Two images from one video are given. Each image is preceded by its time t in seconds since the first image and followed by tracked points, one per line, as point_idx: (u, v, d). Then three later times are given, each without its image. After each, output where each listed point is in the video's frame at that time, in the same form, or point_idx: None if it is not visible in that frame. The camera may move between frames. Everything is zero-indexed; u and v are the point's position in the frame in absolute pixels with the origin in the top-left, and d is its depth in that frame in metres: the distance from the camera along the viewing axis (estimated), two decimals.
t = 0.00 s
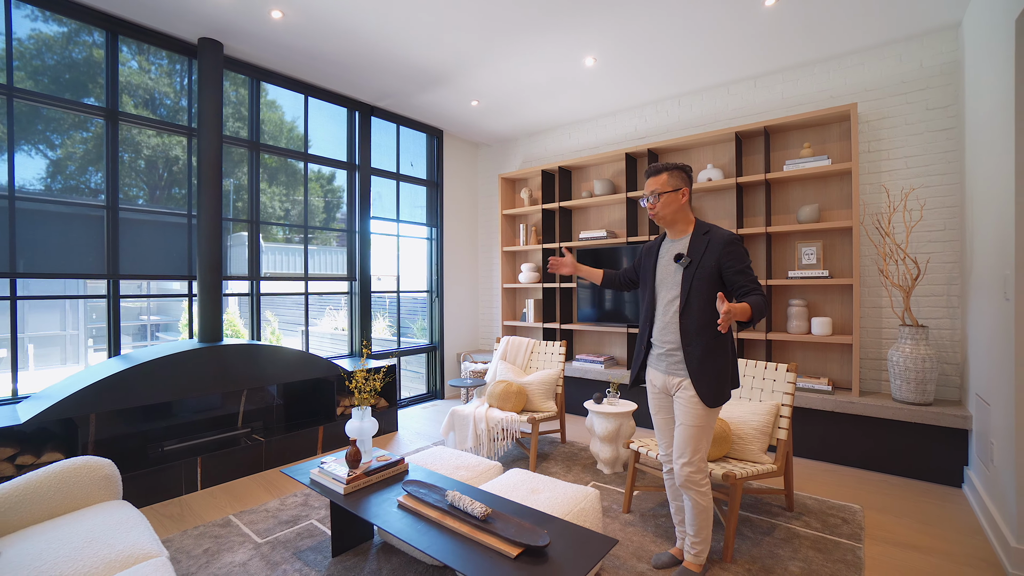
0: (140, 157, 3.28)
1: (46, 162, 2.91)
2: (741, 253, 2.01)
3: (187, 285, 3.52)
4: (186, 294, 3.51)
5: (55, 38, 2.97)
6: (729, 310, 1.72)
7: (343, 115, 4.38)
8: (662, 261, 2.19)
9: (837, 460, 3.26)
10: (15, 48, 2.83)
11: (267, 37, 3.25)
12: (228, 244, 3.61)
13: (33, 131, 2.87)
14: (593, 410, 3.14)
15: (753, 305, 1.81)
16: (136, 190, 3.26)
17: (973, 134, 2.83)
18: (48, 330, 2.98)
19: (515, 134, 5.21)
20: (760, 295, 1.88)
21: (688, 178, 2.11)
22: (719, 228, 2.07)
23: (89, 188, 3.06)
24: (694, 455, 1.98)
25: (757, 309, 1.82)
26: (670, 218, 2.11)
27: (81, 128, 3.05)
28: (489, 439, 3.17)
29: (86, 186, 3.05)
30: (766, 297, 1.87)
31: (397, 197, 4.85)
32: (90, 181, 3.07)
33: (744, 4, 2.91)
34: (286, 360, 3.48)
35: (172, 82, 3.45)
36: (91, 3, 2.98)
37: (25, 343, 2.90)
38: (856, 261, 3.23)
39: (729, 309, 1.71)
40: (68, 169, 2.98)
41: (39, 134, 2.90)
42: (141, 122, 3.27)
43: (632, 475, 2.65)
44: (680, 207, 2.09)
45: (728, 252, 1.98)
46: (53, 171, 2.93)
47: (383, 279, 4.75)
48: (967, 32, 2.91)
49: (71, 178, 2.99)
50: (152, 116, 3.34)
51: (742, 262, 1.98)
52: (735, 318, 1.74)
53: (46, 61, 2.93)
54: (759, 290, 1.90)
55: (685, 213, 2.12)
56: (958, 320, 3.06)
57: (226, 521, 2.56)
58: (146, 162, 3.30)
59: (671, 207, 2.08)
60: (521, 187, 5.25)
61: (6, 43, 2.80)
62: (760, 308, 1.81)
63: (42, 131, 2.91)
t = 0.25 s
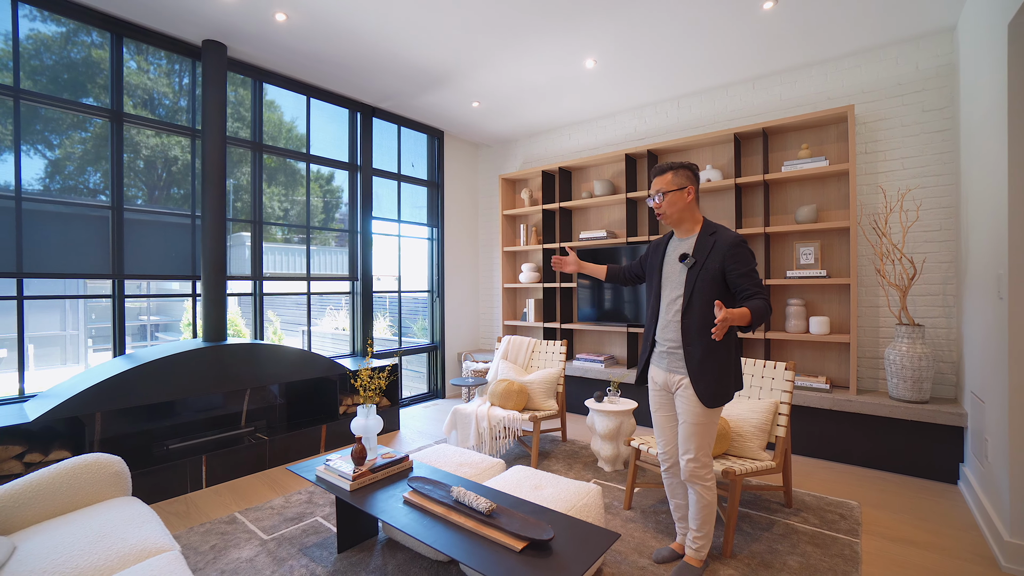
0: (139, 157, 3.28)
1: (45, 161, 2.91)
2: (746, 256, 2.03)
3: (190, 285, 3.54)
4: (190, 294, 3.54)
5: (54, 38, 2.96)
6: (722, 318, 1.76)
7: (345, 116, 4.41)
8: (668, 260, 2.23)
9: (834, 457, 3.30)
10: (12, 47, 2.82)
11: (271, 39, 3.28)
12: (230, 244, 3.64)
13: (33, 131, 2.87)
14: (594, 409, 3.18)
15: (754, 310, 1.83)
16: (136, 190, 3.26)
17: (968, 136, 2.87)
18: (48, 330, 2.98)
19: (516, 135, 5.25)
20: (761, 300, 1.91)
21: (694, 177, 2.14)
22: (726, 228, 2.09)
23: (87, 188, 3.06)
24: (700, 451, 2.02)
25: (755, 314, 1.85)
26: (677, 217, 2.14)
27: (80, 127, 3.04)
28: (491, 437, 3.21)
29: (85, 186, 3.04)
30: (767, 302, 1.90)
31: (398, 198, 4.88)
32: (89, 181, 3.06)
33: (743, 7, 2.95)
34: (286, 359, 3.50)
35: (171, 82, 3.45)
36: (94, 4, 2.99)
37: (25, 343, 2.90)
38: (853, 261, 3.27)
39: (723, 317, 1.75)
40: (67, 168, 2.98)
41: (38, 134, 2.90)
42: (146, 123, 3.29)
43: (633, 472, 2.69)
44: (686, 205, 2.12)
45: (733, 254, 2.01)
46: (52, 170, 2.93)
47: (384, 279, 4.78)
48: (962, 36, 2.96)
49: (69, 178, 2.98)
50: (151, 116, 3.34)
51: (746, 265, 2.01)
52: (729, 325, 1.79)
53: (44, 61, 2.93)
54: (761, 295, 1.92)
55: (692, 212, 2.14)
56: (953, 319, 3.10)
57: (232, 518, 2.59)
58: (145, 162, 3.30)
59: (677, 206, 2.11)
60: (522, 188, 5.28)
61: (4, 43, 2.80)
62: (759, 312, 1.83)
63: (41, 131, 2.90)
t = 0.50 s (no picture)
0: (139, 157, 3.29)
1: (45, 162, 2.92)
2: (752, 261, 2.04)
3: (195, 286, 3.56)
4: (194, 294, 3.56)
5: (55, 39, 2.97)
6: (713, 329, 1.80)
7: (347, 118, 4.44)
8: (675, 260, 2.26)
9: (834, 456, 3.33)
10: (14, 49, 2.83)
11: (275, 42, 3.31)
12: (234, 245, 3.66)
13: (34, 132, 2.88)
14: (596, 408, 3.21)
15: (751, 317, 1.87)
16: (136, 191, 3.27)
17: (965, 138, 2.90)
18: (51, 331, 2.99)
19: (517, 136, 5.28)
20: (762, 307, 1.93)
21: (704, 179, 2.16)
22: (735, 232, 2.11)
23: (88, 189, 3.07)
24: (709, 449, 2.06)
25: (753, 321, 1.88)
26: (685, 219, 2.18)
27: (80, 128, 3.05)
28: (495, 436, 3.24)
29: (85, 187, 3.05)
30: (767, 309, 1.92)
31: (400, 199, 4.91)
32: (89, 182, 3.07)
33: (744, 10, 2.98)
34: (288, 359, 3.51)
35: (171, 83, 3.45)
36: (90, 4, 2.98)
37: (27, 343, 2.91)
38: (852, 262, 3.30)
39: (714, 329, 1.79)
40: (67, 169, 2.99)
41: (38, 135, 2.90)
42: (152, 125, 3.33)
43: (636, 471, 2.72)
44: (694, 208, 2.14)
45: (738, 259, 2.03)
46: (52, 171, 2.94)
47: (386, 279, 4.81)
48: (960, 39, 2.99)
49: (69, 179, 2.99)
50: (152, 117, 3.35)
51: (751, 270, 2.02)
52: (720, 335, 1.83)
53: (45, 62, 2.94)
54: (762, 302, 1.95)
55: (699, 214, 2.17)
56: (952, 319, 3.14)
57: (239, 517, 2.62)
58: (145, 163, 3.31)
59: (684, 208, 2.14)
60: (523, 189, 5.31)
61: (6, 44, 2.81)
62: (757, 319, 1.86)
63: (42, 132, 2.91)
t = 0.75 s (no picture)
0: (137, 157, 3.28)
1: (43, 162, 2.91)
2: (752, 263, 2.04)
3: (197, 287, 3.58)
4: (197, 295, 3.58)
5: (53, 39, 2.97)
6: (701, 333, 1.82)
7: (349, 119, 4.45)
8: (676, 262, 2.28)
9: (834, 456, 3.35)
10: (12, 48, 2.83)
11: (278, 44, 3.32)
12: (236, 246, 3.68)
13: (32, 132, 2.88)
14: (597, 408, 3.23)
15: (745, 322, 1.90)
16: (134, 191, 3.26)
17: (963, 141, 2.93)
18: (49, 331, 2.98)
19: (518, 137, 5.30)
20: (758, 310, 1.94)
21: (706, 181, 2.17)
22: (736, 234, 2.11)
23: (86, 189, 3.06)
24: (710, 449, 2.09)
25: (745, 325, 1.90)
26: (685, 220, 2.20)
27: (79, 128, 3.04)
28: (497, 436, 3.26)
29: (83, 187, 3.04)
30: (763, 313, 1.93)
31: (401, 200, 4.93)
32: (87, 182, 3.06)
33: (744, 14, 3.01)
34: (287, 359, 3.51)
35: (169, 83, 3.45)
36: (89, 4, 2.97)
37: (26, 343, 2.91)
38: (851, 263, 3.33)
39: (700, 335, 1.81)
40: (65, 169, 2.98)
41: (37, 134, 2.90)
42: (156, 127, 3.34)
43: (637, 471, 2.74)
44: (692, 210, 2.16)
45: (737, 261, 2.03)
46: (51, 171, 2.93)
47: (388, 280, 4.83)
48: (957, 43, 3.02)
49: (67, 178, 2.98)
50: (151, 117, 3.35)
51: (750, 272, 2.02)
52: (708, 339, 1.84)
53: (43, 62, 2.94)
54: (759, 305, 1.96)
55: (700, 216, 2.19)
56: (949, 320, 3.17)
57: (243, 517, 2.63)
58: (143, 163, 3.31)
59: (683, 209, 2.17)
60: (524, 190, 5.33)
61: (4, 44, 2.81)
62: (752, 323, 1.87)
63: (40, 132, 2.91)
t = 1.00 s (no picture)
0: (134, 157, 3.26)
1: (40, 162, 2.89)
2: (746, 265, 2.05)
3: (199, 288, 3.59)
4: (199, 297, 3.59)
5: (51, 38, 2.95)
6: (685, 333, 1.84)
7: (351, 120, 4.46)
8: (674, 264, 2.31)
9: (834, 456, 3.38)
10: (9, 48, 2.81)
11: (280, 45, 3.33)
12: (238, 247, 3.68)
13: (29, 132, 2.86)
14: (599, 408, 3.25)
15: (733, 323, 1.92)
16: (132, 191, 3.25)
17: (961, 143, 2.95)
18: (48, 331, 2.99)
19: (519, 138, 5.31)
20: (748, 313, 1.96)
21: (701, 185, 2.20)
22: (729, 236, 2.13)
23: (83, 188, 3.04)
24: (708, 449, 2.11)
25: (734, 327, 1.92)
26: (678, 224, 2.24)
27: (76, 128, 3.03)
28: (499, 437, 3.27)
29: (81, 187, 3.03)
30: (753, 315, 1.95)
31: (402, 201, 4.94)
32: (85, 182, 3.04)
33: (744, 17, 3.03)
34: (285, 359, 3.49)
35: (167, 83, 3.43)
36: (87, 4, 2.96)
37: (25, 344, 2.92)
38: (850, 264, 3.35)
39: (684, 334, 1.83)
40: (62, 169, 2.96)
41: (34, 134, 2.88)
42: (159, 129, 3.35)
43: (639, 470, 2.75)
44: (684, 213, 2.20)
45: (729, 264, 2.05)
46: (48, 171, 2.91)
47: (389, 281, 4.84)
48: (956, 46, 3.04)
49: (63, 178, 2.96)
50: (149, 117, 3.33)
51: (744, 274, 2.03)
52: (692, 340, 1.86)
53: (41, 62, 2.92)
54: (749, 308, 1.97)
55: (693, 219, 2.22)
56: (948, 321, 3.19)
57: (247, 517, 2.64)
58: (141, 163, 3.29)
59: (675, 213, 2.21)
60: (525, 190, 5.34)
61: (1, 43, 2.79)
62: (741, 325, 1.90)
63: (37, 132, 2.89)
